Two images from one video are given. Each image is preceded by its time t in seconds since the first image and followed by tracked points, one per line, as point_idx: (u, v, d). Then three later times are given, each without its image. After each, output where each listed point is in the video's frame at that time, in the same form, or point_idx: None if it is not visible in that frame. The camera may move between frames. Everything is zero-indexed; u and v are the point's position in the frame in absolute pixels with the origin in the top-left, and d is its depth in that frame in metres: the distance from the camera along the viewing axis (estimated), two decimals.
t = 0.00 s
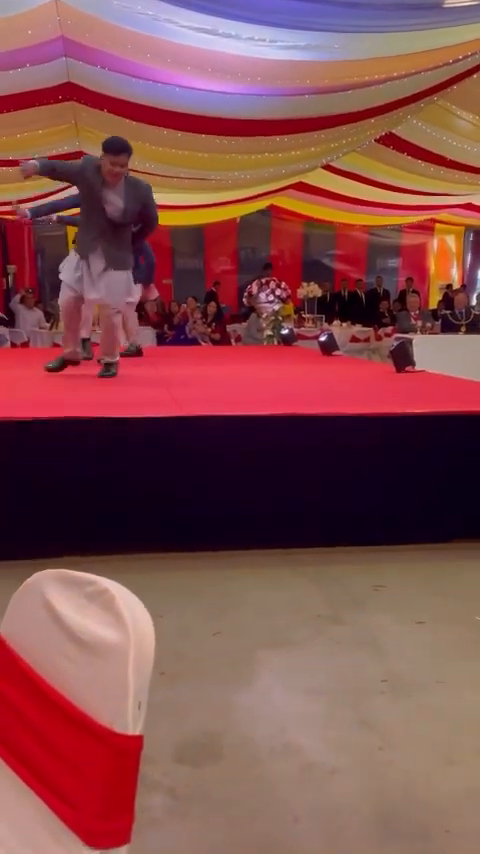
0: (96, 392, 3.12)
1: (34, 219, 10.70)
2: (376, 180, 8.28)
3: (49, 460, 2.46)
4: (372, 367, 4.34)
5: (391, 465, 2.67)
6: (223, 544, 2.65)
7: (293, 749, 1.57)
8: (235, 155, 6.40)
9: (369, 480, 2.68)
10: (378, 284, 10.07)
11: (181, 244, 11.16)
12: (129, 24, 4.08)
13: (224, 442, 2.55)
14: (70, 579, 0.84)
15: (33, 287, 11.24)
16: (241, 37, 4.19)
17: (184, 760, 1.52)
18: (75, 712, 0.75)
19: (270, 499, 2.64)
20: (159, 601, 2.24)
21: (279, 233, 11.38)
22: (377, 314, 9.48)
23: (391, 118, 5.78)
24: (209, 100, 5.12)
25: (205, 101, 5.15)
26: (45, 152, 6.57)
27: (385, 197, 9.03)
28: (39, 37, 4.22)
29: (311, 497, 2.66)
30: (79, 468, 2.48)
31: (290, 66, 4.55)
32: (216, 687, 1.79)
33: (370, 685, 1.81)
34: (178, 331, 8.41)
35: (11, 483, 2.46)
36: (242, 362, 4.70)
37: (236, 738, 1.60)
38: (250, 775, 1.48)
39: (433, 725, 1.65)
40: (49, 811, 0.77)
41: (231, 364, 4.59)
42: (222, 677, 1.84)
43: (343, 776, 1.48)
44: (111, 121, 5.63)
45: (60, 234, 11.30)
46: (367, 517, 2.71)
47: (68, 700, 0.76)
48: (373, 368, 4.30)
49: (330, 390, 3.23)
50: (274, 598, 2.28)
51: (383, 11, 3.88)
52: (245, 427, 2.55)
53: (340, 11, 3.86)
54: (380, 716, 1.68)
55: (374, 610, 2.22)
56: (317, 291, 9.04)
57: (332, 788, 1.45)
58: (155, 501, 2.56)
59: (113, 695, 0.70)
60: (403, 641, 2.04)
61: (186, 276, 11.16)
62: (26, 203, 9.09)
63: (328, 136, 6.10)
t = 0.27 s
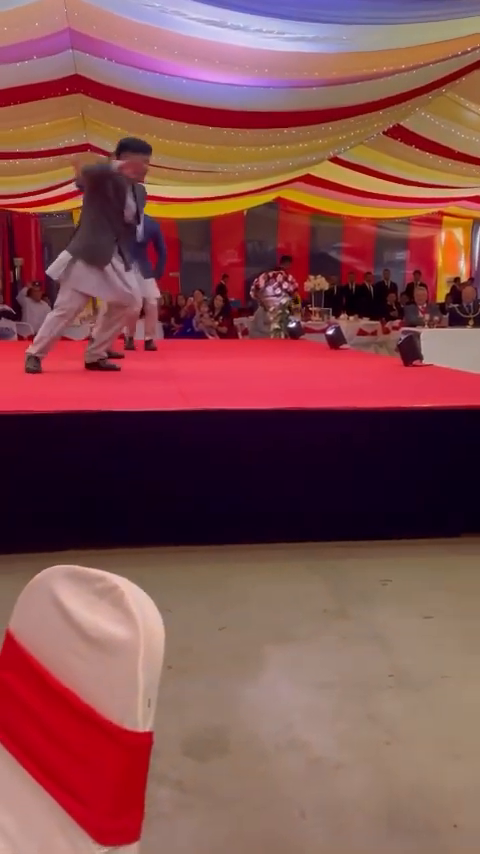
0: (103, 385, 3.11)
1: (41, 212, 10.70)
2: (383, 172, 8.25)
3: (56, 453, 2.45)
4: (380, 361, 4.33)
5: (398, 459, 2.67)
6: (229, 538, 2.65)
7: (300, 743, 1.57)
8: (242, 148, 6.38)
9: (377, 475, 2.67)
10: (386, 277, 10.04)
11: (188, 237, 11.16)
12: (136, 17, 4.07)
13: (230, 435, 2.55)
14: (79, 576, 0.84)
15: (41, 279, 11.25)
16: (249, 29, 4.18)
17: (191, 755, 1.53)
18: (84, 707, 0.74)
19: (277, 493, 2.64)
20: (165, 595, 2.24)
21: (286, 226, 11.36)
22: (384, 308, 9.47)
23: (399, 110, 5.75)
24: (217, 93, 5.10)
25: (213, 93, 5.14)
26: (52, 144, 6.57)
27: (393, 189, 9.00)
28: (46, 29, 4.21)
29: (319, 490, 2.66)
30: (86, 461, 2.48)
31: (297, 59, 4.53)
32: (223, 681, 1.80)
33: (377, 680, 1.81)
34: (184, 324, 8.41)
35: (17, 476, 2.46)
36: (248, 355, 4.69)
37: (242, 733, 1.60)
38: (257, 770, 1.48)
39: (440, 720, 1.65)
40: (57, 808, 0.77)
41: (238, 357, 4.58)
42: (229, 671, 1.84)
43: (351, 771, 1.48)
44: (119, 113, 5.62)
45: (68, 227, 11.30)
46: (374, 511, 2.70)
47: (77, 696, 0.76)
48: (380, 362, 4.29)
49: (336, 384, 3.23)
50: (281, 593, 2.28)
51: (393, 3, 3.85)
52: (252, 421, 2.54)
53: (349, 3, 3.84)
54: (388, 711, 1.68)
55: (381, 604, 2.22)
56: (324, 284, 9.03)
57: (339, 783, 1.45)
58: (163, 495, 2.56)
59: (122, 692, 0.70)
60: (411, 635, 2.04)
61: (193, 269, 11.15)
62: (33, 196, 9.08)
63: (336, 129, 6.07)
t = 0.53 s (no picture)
0: (112, 375, 3.11)
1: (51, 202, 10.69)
2: (394, 161, 8.21)
3: (66, 444, 2.46)
4: (390, 351, 4.32)
5: (408, 450, 2.66)
6: (239, 528, 2.65)
7: (309, 733, 1.57)
8: (252, 137, 6.36)
9: (387, 465, 2.67)
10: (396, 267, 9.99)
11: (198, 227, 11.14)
12: (146, 4, 4.05)
13: (240, 426, 2.54)
14: (88, 566, 0.84)
15: (50, 269, 11.26)
16: (259, 17, 4.15)
17: (200, 744, 1.53)
18: (93, 697, 0.74)
19: (287, 484, 2.63)
20: (175, 585, 2.25)
21: (296, 216, 11.32)
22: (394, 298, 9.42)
23: (410, 99, 5.71)
24: (226, 81, 5.08)
25: (223, 82, 5.12)
26: (61, 134, 6.55)
27: (404, 179, 8.95)
28: (55, 17, 4.19)
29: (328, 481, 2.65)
30: (95, 451, 2.48)
31: (307, 47, 4.50)
32: (232, 671, 1.80)
33: (387, 670, 1.81)
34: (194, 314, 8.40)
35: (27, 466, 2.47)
36: (257, 346, 4.68)
37: (251, 723, 1.60)
38: (267, 759, 1.48)
39: (449, 712, 1.65)
40: (66, 796, 0.77)
41: (247, 347, 4.58)
42: (239, 661, 1.84)
43: (360, 761, 1.48)
44: (128, 102, 5.60)
45: (77, 217, 11.29)
46: (384, 501, 2.70)
47: (87, 686, 0.76)
48: (390, 352, 4.27)
49: (346, 374, 3.22)
50: (290, 583, 2.28)
51: None
52: (262, 412, 2.54)
53: None
54: (398, 701, 1.68)
55: (390, 595, 2.22)
56: (334, 274, 9.00)
57: (348, 773, 1.45)
58: (173, 485, 2.56)
59: (131, 681, 0.70)
60: (420, 626, 2.03)
61: (203, 259, 11.13)
62: (42, 186, 9.07)
63: (346, 118, 6.04)
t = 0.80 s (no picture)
0: (124, 363, 3.11)
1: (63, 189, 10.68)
2: (406, 148, 8.16)
3: (77, 431, 2.46)
4: (402, 338, 4.31)
5: (420, 438, 2.65)
6: (250, 516, 2.64)
7: (319, 721, 1.57)
8: (264, 124, 6.33)
9: (399, 454, 2.65)
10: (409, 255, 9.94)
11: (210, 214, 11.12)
12: None
13: (251, 414, 2.54)
14: (99, 552, 0.83)
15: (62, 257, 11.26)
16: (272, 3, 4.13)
17: (211, 731, 1.53)
18: (104, 683, 0.74)
19: (298, 472, 2.63)
20: (185, 572, 2.25)
21: (308, 203, 11.27)
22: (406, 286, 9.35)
23: (424, 85, 5.67)
24: (237, 68, 5.05)
25: (235, 69, 5.09)
26: (73, 121, 6.54)
27: (417, 166, 8.90)
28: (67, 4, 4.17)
29: (339, 469, 2.65)
30: (106, 439, 2.48)
31: (320, 33, 4.47)
32: (242, 658, 1.80)
33: (397, 658, 1.81)
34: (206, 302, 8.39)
35: (38, 454, 2.47)
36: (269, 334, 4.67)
37: (261, 710, 1.61)
38: (277, 746, 1.49)
39: (460, 700, 1.64)
40: (75, 783, 0.77)
41: (259, 335, 4.57)
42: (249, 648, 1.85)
43: (370, 749, 1.48)
44: (140, 90, 5.58)
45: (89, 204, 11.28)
46: (395, 490, 2.69)
47: (97, 672, 0.76)
48: (402, 340, 4.26)
49: (358, 362, 3.21)
50: (301, 571, 2.28)
51: None
52: (273, 400, 2.53)
53: None
54: (408, 689, 1.68)
55: (401, 583, 2.21)
56: (346, 262, 8.97)
57: (358, 760, 1.45)
58: (184, 473, 2.56)
59: (141, 668, 0.70)
60: (431, 615, 2.03)
61: (215, 247, 11.12)
62: (54, 173, 9.06)
63: (358, 104, 6.00)
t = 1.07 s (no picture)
0: (137, 349, 3.11)
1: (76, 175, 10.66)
2: (421, 133, 8.10)
3: (89, 418, 2.46)
4: (416, 324, 4.28)
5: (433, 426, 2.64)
6: (263, 503, 2.64)
7: (332, 708, 1.57)
8: (278, 109, 6.29)
9: (412, 442, 2.64)
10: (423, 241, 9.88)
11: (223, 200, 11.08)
12: None
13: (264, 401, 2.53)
14: (111, 539, 0.83)
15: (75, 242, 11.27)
16: None
17: (223, 717, 1.54)
18: (116, 670, 0.74)
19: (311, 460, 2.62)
20: (198, 558, 2.25)
21: (321, 189, 11.22)
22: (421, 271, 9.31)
23: (439, 69, 5.62)
24: (251, 52, 5.02)
25: (249, 53, 5.06)
26: (86, 106, 6.53)
27: (431, 151, 8.83)
28: None
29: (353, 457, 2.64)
30: (119, 426, 2.48)
31: (335, 16, 4.44)
32: (255, 645, 1.80)
33: (410, 646, 1.80)
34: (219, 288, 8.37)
35: (51, 441, 2.47)
36: (282, 320, 4.66)
37: (273, 697, 1.61)
38: (289, 733, 1.49)
39: (473, 688, 1.64)
40: (88, 767, 0.77)
41: (272, 322, 4.55)
42: (262, 635, 1.85)
43: (382, 736, 1.48)
44: (153, 75, 5.56)
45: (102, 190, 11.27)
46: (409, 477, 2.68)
47: (110, 659, 0.76)
48: (416, 326, 4.24)
49: (371, 349, 3.19)
50: (314, 558, 2.28)
51: None
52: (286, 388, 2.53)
53: None
54: (421, 677, 1.68)
55: (414, 571, 2.21)
56: (360, 248, 8.92)
57: (370, 748, 1.45)
58: (196, 460, 2.56)
59: (153, 655, 0.69)
60: (444, 602, 2.02)
61: (228, 233, 11.09)
62: (67, 159, 9.05)
63: (373, 89, 5.95)
